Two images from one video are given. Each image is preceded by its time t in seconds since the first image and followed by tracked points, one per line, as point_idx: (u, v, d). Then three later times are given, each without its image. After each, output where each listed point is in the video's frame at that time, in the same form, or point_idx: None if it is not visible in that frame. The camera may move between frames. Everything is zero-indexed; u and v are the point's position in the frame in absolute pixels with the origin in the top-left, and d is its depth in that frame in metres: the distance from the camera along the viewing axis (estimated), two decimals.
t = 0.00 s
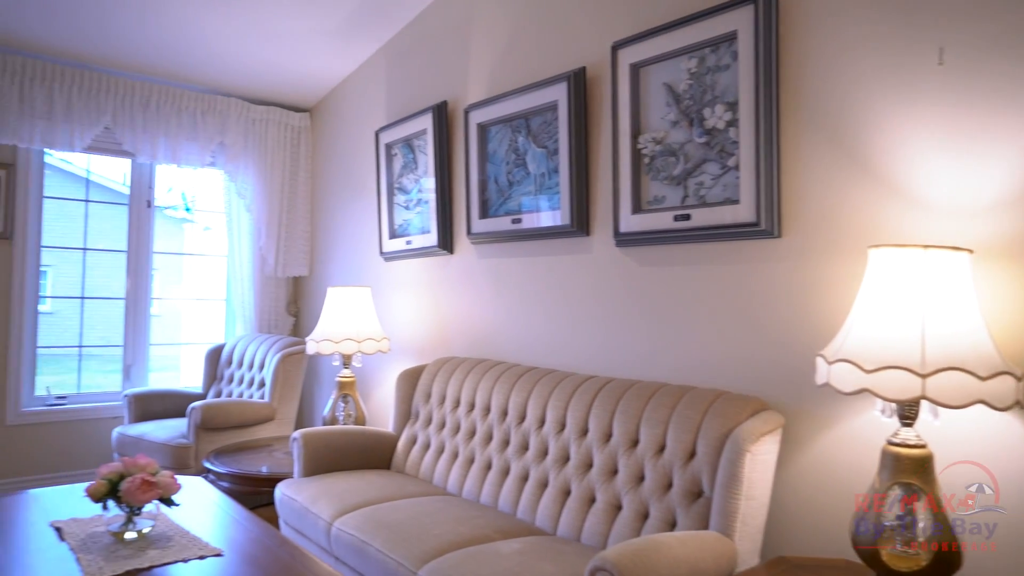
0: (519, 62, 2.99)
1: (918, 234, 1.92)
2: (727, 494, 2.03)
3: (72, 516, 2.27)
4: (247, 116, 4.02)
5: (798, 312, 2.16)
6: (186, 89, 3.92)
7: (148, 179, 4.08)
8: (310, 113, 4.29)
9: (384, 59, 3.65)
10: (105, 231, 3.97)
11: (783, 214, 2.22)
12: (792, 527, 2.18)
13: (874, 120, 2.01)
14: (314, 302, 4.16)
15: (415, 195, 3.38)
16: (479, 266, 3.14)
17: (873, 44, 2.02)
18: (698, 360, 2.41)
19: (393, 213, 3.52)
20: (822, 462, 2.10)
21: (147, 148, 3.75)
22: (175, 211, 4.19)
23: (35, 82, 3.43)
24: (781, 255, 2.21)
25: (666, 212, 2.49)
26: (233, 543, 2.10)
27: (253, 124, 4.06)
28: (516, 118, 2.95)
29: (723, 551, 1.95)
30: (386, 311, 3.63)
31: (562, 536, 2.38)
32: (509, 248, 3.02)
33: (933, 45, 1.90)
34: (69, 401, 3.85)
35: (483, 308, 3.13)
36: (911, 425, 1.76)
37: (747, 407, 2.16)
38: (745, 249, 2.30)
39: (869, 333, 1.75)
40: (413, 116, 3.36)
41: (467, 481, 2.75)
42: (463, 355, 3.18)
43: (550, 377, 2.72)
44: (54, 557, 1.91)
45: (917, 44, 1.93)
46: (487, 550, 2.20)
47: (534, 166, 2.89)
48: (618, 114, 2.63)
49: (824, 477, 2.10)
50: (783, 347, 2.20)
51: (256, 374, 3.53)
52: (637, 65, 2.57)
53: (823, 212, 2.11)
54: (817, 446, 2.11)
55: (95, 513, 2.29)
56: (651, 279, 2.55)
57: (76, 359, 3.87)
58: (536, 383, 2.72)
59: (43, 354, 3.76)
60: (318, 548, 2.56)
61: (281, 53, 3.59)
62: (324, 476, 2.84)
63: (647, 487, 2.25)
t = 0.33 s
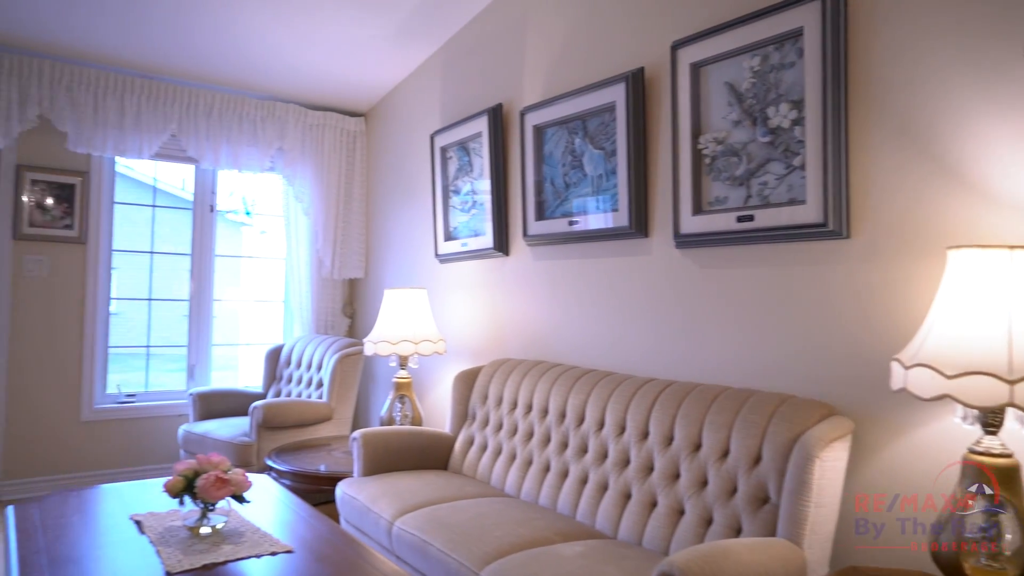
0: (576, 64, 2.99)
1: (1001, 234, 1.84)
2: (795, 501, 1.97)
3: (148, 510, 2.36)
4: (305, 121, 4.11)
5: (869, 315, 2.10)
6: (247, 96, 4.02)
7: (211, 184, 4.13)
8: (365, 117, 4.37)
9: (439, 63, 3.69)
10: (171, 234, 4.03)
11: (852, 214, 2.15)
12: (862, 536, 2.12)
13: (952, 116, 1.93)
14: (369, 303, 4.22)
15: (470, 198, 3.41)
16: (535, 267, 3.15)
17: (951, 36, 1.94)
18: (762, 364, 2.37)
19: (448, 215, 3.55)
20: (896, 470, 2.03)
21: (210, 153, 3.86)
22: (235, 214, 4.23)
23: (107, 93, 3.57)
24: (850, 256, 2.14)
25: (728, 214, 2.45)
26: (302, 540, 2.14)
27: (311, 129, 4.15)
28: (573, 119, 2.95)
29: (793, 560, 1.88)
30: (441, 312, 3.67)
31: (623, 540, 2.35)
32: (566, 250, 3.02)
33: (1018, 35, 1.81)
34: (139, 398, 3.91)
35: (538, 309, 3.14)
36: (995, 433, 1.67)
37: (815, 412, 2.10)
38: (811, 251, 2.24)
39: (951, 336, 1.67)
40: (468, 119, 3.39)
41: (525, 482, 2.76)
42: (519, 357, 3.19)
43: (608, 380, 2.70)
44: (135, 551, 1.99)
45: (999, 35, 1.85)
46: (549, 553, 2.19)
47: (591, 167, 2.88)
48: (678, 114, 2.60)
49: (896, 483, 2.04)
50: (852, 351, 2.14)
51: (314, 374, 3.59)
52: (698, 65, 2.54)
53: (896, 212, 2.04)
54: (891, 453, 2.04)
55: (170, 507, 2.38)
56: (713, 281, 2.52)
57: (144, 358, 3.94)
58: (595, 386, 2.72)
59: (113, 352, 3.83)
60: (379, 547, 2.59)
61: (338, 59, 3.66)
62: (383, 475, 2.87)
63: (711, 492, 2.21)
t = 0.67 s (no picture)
0: (631, 65, 2.97)
1: None
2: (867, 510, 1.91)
3: (218, 506, 2.44)
4: (359, 125, 4.18)
5: (944, 318, 2.02)
6: (303, 102, 4.11)
7: (269, 189, 4.21)
8: (417, 121, 4.42)
9: (492, 66, 3.72)
10: (231, 237, 4.11)
11: (925, 214, 2.07)
12: (935, 549, 2.04)
13: None
14: (423, 305, 4.26)
15: (524, 200, 3.42)
16: (590, 270, 3.15)
17: None
18: (828, 368, 2.31)
19: (502, 217, 3.56)
20: (975, 481, 1.96)
21: (269, 158, 3.95)
22: (292, 218, 4.29)
23: (173, 101, 3.70)
24: (923, 258, 2.07)
25: (791, 214, 2.40)
26: (366, 539, 2.17)
27: (365, 133, 4.22)
28: (629, 120, 2.93)
29: (866, 570, 1.81)
30: (495, 314, 3.69)
31: (684, 545, 2.32)
32: (622, 252, 3.00)
33: None
34: (202, 397, 4.02)
35: (594, 312, 3.13)
36: None
37: (885, 418, 2.03)
38: (880, 252, 2.17)
39: None
40: (522, 121, 3.40)
41: (582, 485, 2.75)
42: (574, 359, 3.18)
43: (667, 383, 2.68)
44: (208, 546, 2.06)
45: None
46: (610, 556, 2.17)
47: (648, 168, 2.86)
48: (738, 114, 2.56)
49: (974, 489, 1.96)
50: (925, 356, 2.06)
51: (369, 375, 3.64)
52: (759, 63, 2.49)
53: (973, 212, 1.96)
54: (969, 464, 1.96)
55: (239, 505, 2.46)
56: (775, 284, 2.47)
57: (206, 358, 4.04)
58: (653, 389, 2.69)
59: (177, 352, 3.94)
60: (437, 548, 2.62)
61: (392, 65, 3.71)
62: (441, 476, 2.92)
63: (776, 498, 2.16)
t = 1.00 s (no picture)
0: (687, 65, 2.93)
1: None
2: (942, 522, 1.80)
3: (284, 506, 2.50)
4: (412, 129, 4.24)
5: None
6: (358, 107, 4.18)
7: (325, 194, 4.28)
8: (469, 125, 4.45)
9: (545, 69, 3.72)
10: (288, 241, 4.19)
11: (1004, 213, 1.96)
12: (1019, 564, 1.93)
13: None
14: (475, 307, 4.28)
15: (578, 202, 3.42)
16: (646, 272, 3.13)
17: None
18: (897, 374, 2.22)
19: (555, 219, 3.57)
20: None
21: (325, 163, 4.03)
22: (346, 221, 4.36)
23: (233, 109, 3.80)
24: (1002, 259, 1.96)
25: (858, 215, 2.32)
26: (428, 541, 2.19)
27: (419, 137, 4.27)
28: (686, 121, 2.89)
29: None
30: (548, 317, 3.69)
31: (747, 553, 2.27)
32: (679, 254, 2.98)
33: None
34: (260, 397, 4.11)
35: (650, 314, 3.11)
36: None
37: (962, 425, 1.93)
38: (955, 254, 2.08)
39: None
40: (576, 123, 3.39)
41: (639, 490, 2.73)
42: (630, 362, 3.17)
43: (727, 388, 2.63)
44: (276, 544, 2.11)
45: None
46: (671, 563, 2.13)
47: (706, 169, 2.82)
48: (801, 113, 2.49)
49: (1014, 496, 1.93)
50: (1005, 362, 1.96)
51: (423, 377, 3.67)
52: (823, 61, 2.42)
53: None
54: None
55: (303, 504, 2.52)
56: (840, 286, 2.39)
57: (264, 358, 4.13)
58: (713, 393, 2.65)
59: (237, 353, 4.04)
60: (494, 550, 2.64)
61: (444, 69, 3.74)
62: (497, 478, 2.94)
63: (843, 507, 2.08)
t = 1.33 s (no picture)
0: (746, 64, 2.88)
1: None
2: None
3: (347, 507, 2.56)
4: (465, 133, 4.27)
5: None
6: (412, 112, 4.23)
7: (379, 197, 4.34)
8: (521, 127, 4.46)
9: (599, 70, 3.71)
10: (344, 244, 4.26)
11: None
12: None
13: None
14: (528, 309, 4.29)
15: (633, 204, 3.39)
16: (705, 275, 3.08)
17: None
18: (973, 380, 2.11)
19: (610, 222, 3.55)
20: None
21: (380, 166, 4.09)
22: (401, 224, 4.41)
23: (292, 115, 3.89)
24: None
25: (931, 216, 2.21)
26: (489, 543, 2.20)
27: (472, 140, 4.30)
28: (745, 121, 2.84)
29: None
30: (603, 319, 3.67)
31: (813, 563, 2.18)
32: (738, 256, 2.92)
33: None
34: (317, 397, 4.19)
35: (709, 317, 3.06)
36: None
37: None
38: None
39: None
40: (631, 124, 3.36)
41: (698, 496, 2.68)
42: (687, 366, 3.12)
43: (791, 393, 2.56)
44: (341, 544, 2.15)
45: None
46: (735, 571, 2.07)
47: (767, 169, 2.76)
48: (868, 110, 2.39)
49: None
50: None
51: (477, 379, 3.70)
52: (892, 56, 2.31)
53: None
54: None
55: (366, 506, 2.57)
56: (910, 289, 2.29)
57: (320, 359, 4.21)
58: (775, 398, 2.59)
59: (295, 354, 4.14)
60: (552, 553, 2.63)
61: (496, 72, 3.75)
62: (554, 481, 2.95)
63: (918, 517, 1.97)
